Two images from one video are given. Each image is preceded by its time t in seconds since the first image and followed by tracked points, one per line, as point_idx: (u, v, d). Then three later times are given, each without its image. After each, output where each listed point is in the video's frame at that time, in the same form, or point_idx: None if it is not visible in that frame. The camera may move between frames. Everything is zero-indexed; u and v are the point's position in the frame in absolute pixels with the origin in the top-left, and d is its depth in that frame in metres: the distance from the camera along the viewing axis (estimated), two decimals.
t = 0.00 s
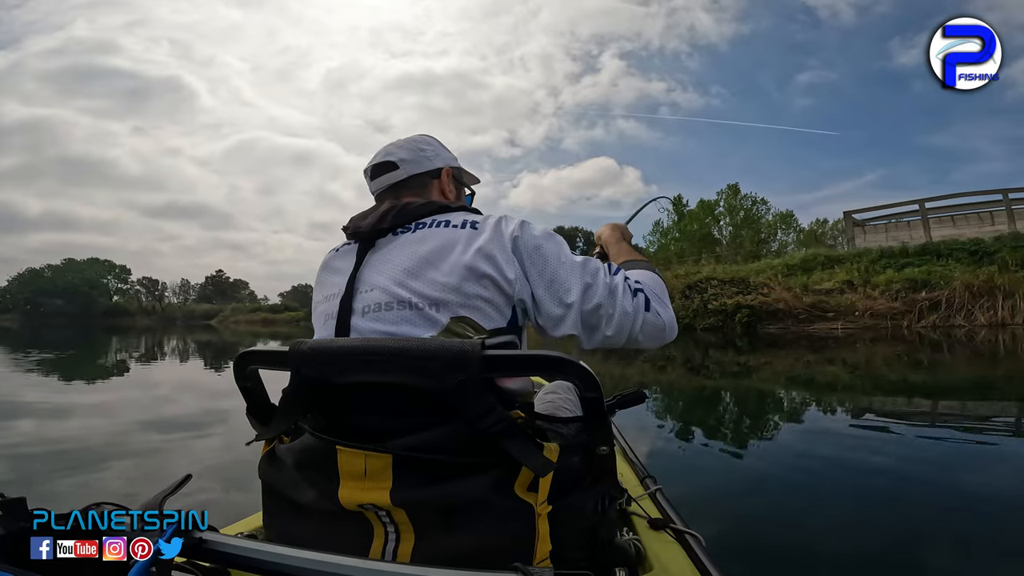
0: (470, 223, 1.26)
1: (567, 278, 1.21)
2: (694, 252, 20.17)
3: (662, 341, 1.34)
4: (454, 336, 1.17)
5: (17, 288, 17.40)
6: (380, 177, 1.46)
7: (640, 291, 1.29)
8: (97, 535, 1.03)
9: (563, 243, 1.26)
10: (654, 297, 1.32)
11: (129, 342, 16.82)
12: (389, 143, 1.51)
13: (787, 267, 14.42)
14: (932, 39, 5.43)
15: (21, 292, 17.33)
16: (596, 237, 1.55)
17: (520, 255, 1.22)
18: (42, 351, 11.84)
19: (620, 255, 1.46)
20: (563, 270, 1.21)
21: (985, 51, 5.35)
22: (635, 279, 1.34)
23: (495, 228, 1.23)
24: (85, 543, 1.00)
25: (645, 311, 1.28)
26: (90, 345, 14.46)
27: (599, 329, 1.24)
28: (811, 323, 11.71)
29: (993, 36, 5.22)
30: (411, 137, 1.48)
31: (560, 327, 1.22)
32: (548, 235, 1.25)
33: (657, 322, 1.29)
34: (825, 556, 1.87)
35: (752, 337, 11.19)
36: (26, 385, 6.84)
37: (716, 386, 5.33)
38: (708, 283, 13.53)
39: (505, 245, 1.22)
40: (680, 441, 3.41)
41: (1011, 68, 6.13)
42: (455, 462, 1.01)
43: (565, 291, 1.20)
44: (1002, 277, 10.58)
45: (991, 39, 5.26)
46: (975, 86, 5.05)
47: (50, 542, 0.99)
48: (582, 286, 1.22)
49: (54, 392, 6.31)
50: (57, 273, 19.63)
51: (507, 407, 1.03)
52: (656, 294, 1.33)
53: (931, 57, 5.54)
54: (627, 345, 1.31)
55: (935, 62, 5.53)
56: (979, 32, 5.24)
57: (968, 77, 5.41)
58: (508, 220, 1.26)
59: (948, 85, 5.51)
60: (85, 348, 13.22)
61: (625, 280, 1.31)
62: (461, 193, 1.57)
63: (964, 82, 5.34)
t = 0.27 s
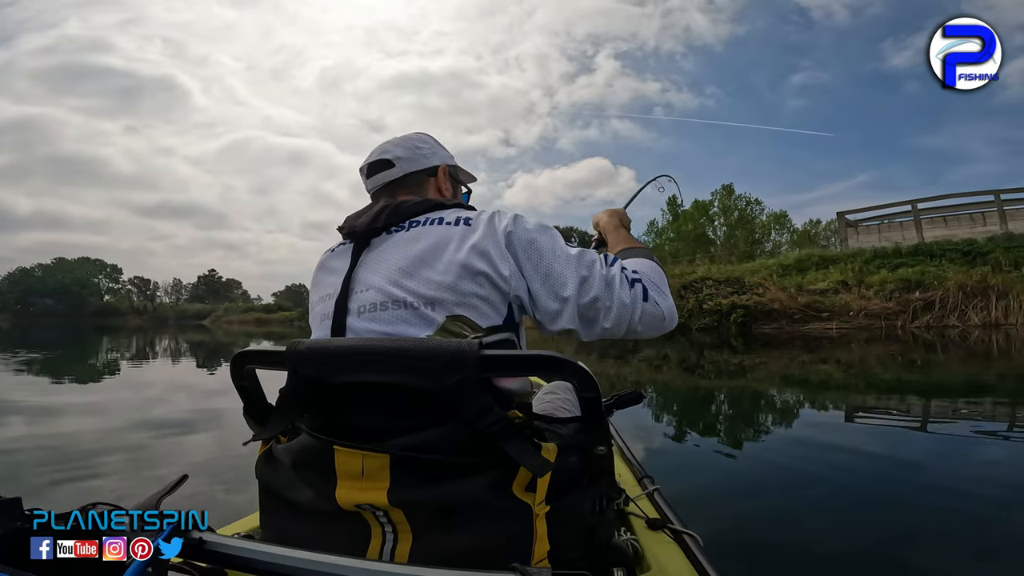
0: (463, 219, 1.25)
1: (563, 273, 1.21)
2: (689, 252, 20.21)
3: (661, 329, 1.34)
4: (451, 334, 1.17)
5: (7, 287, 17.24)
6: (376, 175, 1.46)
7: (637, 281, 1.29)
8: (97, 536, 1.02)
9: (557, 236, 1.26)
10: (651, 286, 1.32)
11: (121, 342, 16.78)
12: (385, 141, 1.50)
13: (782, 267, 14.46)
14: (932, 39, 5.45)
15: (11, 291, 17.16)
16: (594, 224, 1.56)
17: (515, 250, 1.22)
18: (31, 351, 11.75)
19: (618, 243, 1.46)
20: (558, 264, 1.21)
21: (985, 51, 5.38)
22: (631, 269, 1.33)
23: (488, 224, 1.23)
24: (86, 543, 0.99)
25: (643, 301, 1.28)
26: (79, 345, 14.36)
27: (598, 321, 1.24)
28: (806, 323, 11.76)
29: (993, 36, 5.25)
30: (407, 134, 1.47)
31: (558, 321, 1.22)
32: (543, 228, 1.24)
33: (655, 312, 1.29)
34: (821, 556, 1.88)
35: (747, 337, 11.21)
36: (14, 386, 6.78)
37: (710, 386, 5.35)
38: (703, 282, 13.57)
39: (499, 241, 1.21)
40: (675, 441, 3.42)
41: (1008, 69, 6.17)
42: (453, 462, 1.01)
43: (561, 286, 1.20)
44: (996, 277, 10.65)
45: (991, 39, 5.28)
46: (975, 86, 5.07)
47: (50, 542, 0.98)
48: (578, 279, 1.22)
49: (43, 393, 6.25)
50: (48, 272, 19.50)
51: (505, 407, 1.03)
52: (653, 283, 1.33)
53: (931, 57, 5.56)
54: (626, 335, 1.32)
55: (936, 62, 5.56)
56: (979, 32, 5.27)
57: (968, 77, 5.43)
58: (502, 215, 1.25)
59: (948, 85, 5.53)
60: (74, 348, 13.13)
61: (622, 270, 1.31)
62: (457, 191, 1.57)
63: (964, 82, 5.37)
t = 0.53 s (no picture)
0: (454, 214, 1.25)
1: (557, 264, 1.21)
2: (683, 252, 20.26)
3: (662, 315, 1.34)
4: (445, 334, 1.16)
5: None
6: (370, 173, 1.46)
7: (635, 268, 1.29)
8: (97, 535, 1.02)
9: (551, 226, 1.25)
10: (650, 271, 1.32)
11: (111, 341, 16.69)
12: (379, 138, 1.50)
13: (776, 267, 14.51)
14: (932, 39, 5.47)
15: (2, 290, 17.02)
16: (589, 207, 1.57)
17: (507, 244, 1.21)
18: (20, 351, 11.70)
19: (614, 226, 1.46)
20: (552, 256, 1.21)
21: (985, 51, 5.40)
22: (629, 254, 1.32)
23: (480, 218, 1.22)
24: (86, 543, 0.99)
25: (641, 288, 1.27)
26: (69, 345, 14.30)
27: (597, 310, 1.25)
28: (800, 323, 11.80)
29: (993, 36, 5.27)
30: (402, 131, 1.47)
31: (556, 313, 1.23)
32: (535, 219, 1.24)
33: (655, 298, 1.29)
34: (812, 556, 1.89)
35: (742, 337, 11.25)
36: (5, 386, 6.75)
37: (704, 386, 5.36)
38: (698, 282, 13.59)
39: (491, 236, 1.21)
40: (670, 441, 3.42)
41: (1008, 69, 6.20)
42: (451, 461, 1.01)
43: (557, 278, 1.20)
44: (989, 278, 10.71)
45: (991, 39, 5.31)
46: (975, 86, 5.09)
47: (51, 542, 0.99)
48: (573, 270, 1.21)
49: (33, 393, 6.21)
50: (38, 271, 19.34)
51: (502, 406, 1.03)
52: (651, 268, 1.32)
53: (931, 57, 5.59)
54: (627, 322, 1.32)
55: (936, 62, 5.58)
56: (979, 32, 5.29)
57: (968, 77, 5.45)
58: (493, 209, 1.25)
59: (948, 85, 5.55)
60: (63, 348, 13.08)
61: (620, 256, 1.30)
62: (453, 188, 1.56)
63: (964, 82, 5.39)
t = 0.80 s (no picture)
0: (449, 211, 1.25)
1: (554, 258, 1.21)
2: (680, 252, 20.28)
3: (663, 304, 1.34)
4: (442, 333, 1.16)
5: None
6: (366, 170, 1.46)
7: (634, 257, 1.29)
8: (97, 535, 1.02)
9: (547, 220, 1.25)
10: (649, 261, 1.32)
11: (106, 341, 16.65)
12: (374, 136, 1.50)
13: (773, 267, 14.53)
14: (932, 39, 5.49)
15: None
16: (587, 192, 1.57)
17: (503, 240, 1.22)
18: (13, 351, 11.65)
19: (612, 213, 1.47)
20: (549, 249, 1.21)
21: (985, 51, 5.41)
22: (627, 245, 1.33)
23: (475, 215, 1.23)
24: (85, 542, 0.99)
25: (641, 278, 1.28)
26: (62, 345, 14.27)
27: (597, 303, 1.25)
28: (797, 323, 11.82)
29: (993, 36, 5.29)
30: (398, 128, 1.48)
31: (555, 307, 1.24)
32: (531, 213, 1.24)
33: (655, 287, 1.29)
34: (801, 555, 1.89)
35: (739, 337, 11.26)
36: None
37: (701, 386, 5.37)
38: (696, 282, 13.59)
39: (487, 232, 1.21)
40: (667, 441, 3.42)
41: (1007, 70, 6.21)
42: (450, 461, 1.01)
43: (554, 272, 1.21)
44: (986, 278, 10.75)
45: (991, 39, 5.33)
46: (974, 86, 5.11)
47: (50, 542, 0.99)
48: (571, 263, 1.22)
49: (26, 394, 6.18)
50: (32, 270, 19.22)
51: (501, 406, 1.04)
52: (650, 258, 1.32)
53: (931, 57, 5.60)
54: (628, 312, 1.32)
55: (936, 62, 5.60)
56: (979, 32, 5.31)
57: (968, 77, 5.47)
58: (488, 204, 1.25)
59: (948, 85, 5.57)
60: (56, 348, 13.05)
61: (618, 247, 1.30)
62: (450, 184, 1.56)
63: (964, 82, 5.40)
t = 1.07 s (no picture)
0: (454, 212, 1.25)
1: (561, 262, 1.21)
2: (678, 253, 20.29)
3: (666, 313, 1.35)
4: (444, 335, 1.16)
5: None
6: (371, 169, 1.46)
7: (639, 265, 1.30)
8: (97, 535, 1.02)
9: (553, 224, 1.25)
10: (654, 269, 1.33)
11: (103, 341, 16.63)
12: (380, 135, 1.50)
13: (772, 267, 14.54)
14: (932, 39, 5.50)
15: None
16: (590, 208, 1.57)
17: (509, 243, 1.22)
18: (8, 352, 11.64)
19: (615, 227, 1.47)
20: (556, 254, 1.21)
21: (985, 51, 5.42)
22: (633, 253, 1.34)
23: (480, 217, 1.23)
24: (85, 543, 0.99)
25: (645, 286, 1.28)
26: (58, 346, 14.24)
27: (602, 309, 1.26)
28: (797, 323, 11.83)
29: (993, 36, 5.29)
30: (403, 128, 1.48)
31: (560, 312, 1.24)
32: (538, 217, 1.24)
33: (660, 295, 1.30)
34: (795, 555, 1.89)
35: (738, 338, 11.25)
36: None
37: (701, 386, 5.38)
38: (695, 282, 13.59)
39: (494, 234, 1.21)
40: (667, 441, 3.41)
41: (1007, 69, 6.22)
42: (453, 462, 1.01)
43: (561, 276, 1.21)
44: (985, 278, 10.76)
45: (991, 39, 5.33)
46: (974, 86, 5.12)
47: (50, 542, 0.99)
48: (578, 268, 1.22)
49: (22, 395, 6.16)
50: (28, 271, 19.16)
51: (505, 406, 1.04)
52: (656, 266, 1.33)
53: (931, 57, 5.61)
54: (631, 320, 1.33)
55: (936, 62, 5.61)
56: (979, 32, 5.32)
57: (968, 77, 5.47)
58: (494, 207, 1.25)
59: (948, 85, 5.58)
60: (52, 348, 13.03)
61: (623, 254, 1.31)
62: (455, 185, 1.56)
63: (965, 82, 5.41)
